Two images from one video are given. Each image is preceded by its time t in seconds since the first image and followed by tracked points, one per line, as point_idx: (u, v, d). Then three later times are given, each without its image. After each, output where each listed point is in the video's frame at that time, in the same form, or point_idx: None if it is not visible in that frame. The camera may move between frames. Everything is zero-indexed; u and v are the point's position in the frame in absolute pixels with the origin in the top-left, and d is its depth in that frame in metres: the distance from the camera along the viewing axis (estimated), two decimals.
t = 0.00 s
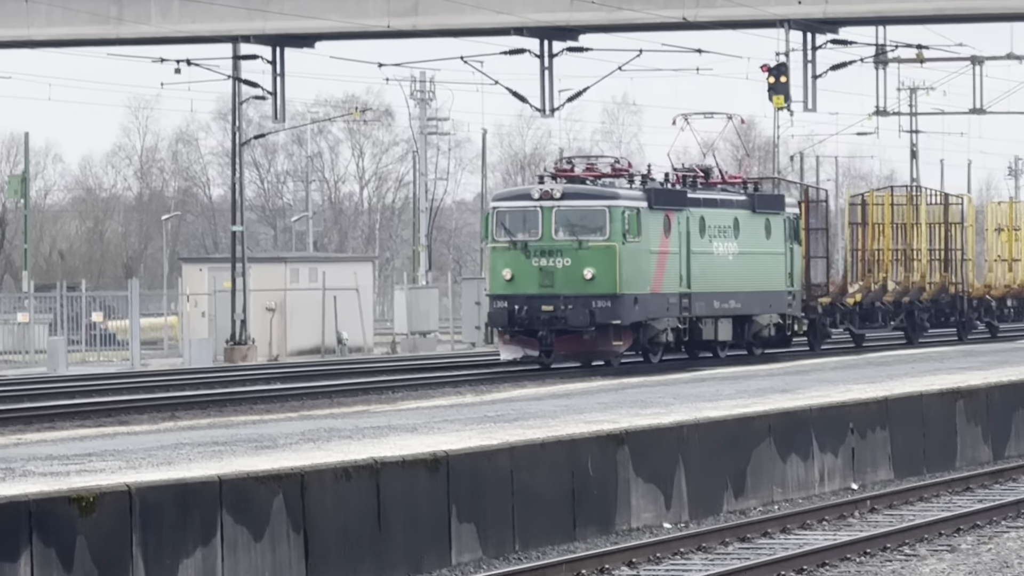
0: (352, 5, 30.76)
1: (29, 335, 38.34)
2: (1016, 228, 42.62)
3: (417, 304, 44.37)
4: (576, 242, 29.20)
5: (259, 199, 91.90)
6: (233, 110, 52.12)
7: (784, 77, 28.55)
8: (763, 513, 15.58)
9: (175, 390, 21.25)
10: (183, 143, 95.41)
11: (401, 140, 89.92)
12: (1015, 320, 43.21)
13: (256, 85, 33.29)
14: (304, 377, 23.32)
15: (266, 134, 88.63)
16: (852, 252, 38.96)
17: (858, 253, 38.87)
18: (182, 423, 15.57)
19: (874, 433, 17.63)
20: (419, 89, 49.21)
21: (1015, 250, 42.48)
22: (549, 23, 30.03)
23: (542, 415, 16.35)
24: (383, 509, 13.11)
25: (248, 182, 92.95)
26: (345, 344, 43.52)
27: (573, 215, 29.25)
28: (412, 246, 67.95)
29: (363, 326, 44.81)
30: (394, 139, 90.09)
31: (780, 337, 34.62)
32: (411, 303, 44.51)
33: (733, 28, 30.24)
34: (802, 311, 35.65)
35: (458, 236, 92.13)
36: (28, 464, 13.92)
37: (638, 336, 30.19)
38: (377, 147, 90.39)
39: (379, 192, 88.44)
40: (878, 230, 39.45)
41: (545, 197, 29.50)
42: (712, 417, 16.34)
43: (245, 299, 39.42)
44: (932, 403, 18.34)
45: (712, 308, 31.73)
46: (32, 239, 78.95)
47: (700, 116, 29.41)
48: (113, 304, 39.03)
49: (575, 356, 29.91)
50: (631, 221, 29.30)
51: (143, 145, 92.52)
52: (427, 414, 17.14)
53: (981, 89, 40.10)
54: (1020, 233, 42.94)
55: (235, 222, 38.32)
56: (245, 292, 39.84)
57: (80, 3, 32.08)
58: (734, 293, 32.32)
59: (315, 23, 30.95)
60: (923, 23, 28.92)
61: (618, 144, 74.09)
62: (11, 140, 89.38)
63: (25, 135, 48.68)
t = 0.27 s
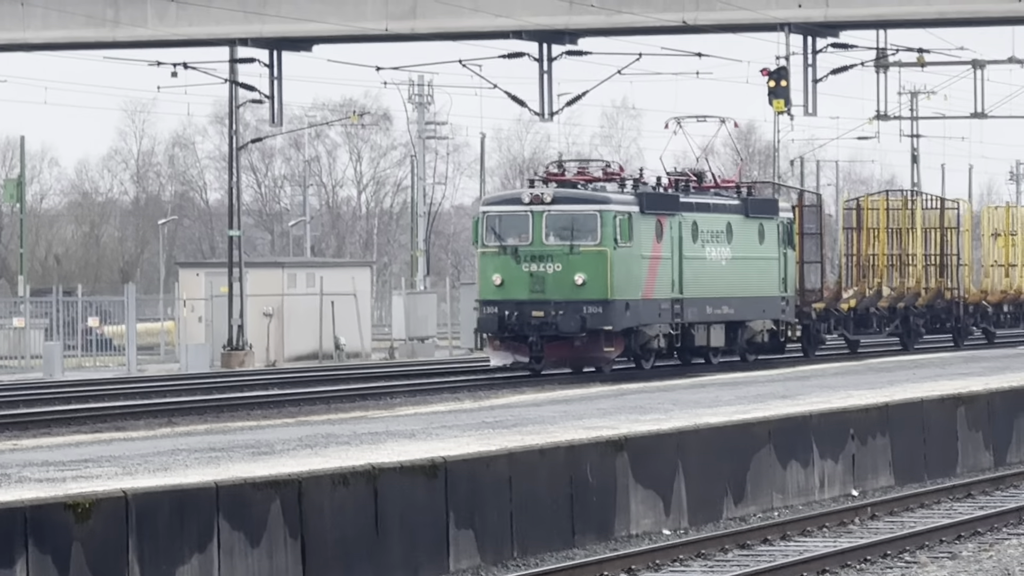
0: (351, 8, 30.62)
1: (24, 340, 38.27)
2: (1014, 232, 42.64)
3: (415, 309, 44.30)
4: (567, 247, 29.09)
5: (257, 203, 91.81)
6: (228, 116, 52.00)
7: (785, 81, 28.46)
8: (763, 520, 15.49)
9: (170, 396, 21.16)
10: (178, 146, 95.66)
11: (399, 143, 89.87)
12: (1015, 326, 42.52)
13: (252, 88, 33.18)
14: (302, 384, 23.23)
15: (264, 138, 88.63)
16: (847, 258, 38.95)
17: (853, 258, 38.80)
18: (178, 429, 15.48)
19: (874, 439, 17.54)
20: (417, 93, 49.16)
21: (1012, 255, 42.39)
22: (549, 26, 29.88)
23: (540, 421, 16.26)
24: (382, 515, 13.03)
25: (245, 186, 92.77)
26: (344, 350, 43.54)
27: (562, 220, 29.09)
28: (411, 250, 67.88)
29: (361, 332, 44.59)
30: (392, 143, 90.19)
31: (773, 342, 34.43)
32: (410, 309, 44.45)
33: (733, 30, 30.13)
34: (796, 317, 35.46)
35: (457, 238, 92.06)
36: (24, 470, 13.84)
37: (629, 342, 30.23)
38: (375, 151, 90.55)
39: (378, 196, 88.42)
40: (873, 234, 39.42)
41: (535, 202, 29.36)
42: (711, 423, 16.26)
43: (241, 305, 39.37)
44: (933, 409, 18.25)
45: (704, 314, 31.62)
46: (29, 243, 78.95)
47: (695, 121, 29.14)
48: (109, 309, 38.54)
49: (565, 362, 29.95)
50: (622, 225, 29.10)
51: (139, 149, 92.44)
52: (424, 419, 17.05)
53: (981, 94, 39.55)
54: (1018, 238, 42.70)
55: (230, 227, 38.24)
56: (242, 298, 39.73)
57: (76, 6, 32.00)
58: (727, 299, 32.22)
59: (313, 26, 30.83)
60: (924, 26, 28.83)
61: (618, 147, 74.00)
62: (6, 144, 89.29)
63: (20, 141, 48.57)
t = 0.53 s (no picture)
0: (352, 10, 30.52)
1: (22, 346, 38.14)
2: (1015, 237, 42.43)
3: (417, 315, 44.22)
4: (561, 252, 28.90)
5: (257, 208, 91.75)
6: (229, 121, 51.91)
7: (790, 84, 28.39)
8: (768, 527, 15.38)
9: (169, 401, 21.04)
10: (179, 151, 96.32)
11: (401, 148, 89.83)
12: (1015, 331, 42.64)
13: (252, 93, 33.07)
14: (302, 389, 23.10)
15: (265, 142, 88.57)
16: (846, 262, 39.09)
17: (852, 264, 38.96)
18: (178, 434, 15.37)
19: (879, 445, 17.43)
20: (419, 96, 49.06)
21: (1014, 261, 42.20)
22: (552, 30, 29.83)
23: (543, 427, 16.15)
24: (382, 522, 12.93)
25: (245, 191, 92.63)
26: (344, 356, 43.31)
27: (557, 225, 28.90)
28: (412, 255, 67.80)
29: (363, 337, 44.59)
30: (393, 148, 90.06)
31: (772, 348, 34.50)
32: (411, 314, 44.33)
33: (737, 34, 30.03)
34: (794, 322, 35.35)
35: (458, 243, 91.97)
36: (22, 476, 13.72)
37: (625, 348, 29.93)
38: (376, 156, 90.44)
39: (379, 201, 88.38)
40: (872, 240, 39.40)
41: (529, 206, 29.13)
42: (714, 429, 16.17)
43: (241, 310, 39.29)
44: (938, 415, 18.15)
45: (701, 320, 31.48)
46: (27, 248, 78.64)
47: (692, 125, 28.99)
48: (108, 314, 38.68)
49: (558, 369, 29.62)
50: (617, 230, 28.95)
51: (139, 153, 92.36)
52: (425, 424, 16.93)
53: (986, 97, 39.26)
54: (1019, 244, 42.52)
55: (231, 232, 38.14)
56: (242, 303, 39.61)
57: (75, 9, 31.92)
58: (723, 305, 32.09)
59: (314, 29, 30.73)
60: (929, 30, 28.73)
61: (621, 152, 73.97)
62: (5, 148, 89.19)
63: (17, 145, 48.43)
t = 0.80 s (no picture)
0: (354, 9, 30.31)
1: (19, 350, 37.89)
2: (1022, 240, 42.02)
3: (419, 319, 44.07)
4: (558, 254, 28.69)
5: (258, 210, 91.53)
6: (230, 122, 51.63)
7: (798, 85, 28.19)
8: (776, 534, 15.17)
9: (168, 406, 20.81)
10: (179, 152, 95.97)
11: (404, 149, 89.54)
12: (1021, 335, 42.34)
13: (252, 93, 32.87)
14: (302, 394, 22.86)
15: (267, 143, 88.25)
16: (847, 266, 38.70)
17: (855, 267, 38.56)
18: (177, 440, 15.16)
19: (889, 450, 17.23)
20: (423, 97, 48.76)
21: (1021, 264, 41.92)
22: (557, 29, 29.61)
23: (547, 433, 15.94)
24: (385, 529, 12.78)
25: (244, 193, 92.31)
26: (346, 360, 43.07)
27: (554, 226, 28.71)
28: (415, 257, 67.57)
29: (364, 342, 44.47)
30: (395, 149, 89.71)
31: (773, 354, 33.94)
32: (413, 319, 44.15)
33: (743, 33, 29.81)
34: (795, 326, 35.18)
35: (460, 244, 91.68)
36: (18, 482, 13.53)
37: (623, 353, 29.53)
38: (379, 157, 90.21)
39: (382, 203, 88.08)
40: (876, 242, 38.84)
41: (524, 207, 28.94)
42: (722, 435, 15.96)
43: (241, 314, 39.08)
44: (948, 420, 17.95)
45: (700, 324, 31.20)
46: (24, 250, 78.52)
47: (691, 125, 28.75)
48: (107, 318, 38.55)
49: (555, 374, 29.25)
50: (615, 232, 28.74)
51: (137, 154, 92.10)
52: (427, 431, 16.71)
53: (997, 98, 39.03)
54: None
55: (231, 234, 37.89)
56: (242, 307, 39.35)
57: (73, 8, 31.73)
58: (723, 308, 31.77)
59: (315, 28, 30.50)
60: (938, 30, 28.50)
61: (626, 154, 73.66)
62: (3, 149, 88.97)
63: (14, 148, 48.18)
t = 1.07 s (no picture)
0: (359, 9, 30.28)
1: (22, 350, 37.70)
2: None
3: (425, 319, 44.15)
4: (554, 254, 28.51)
5: (263, 210, 91.52)
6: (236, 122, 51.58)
7: (804, 84, 28.14)
8: (782, 535, 15.13)
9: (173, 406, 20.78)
10: (184, 152, 95.84)
11: (409, 149, 89.45)
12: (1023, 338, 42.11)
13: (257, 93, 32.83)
14: (306, 394, 22.83)
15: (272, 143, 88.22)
16: (847, 266, 38.64)
17: (855, 268, 38.49)
18: (181, 440, 15.11)
19: (896, 451, 17.19)
20: (429, 96, 48.68)
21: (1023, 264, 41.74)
22: (563, 28, 29.57)
23: (553, 433, 15.88)
24: (390, 530, 12.75)
25: (251, 192, 92.33)
26: (351, 360, 43.05)
27: (550, 225, 28.54)
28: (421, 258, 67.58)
29: (369, 342, 44.12)
30: (400, 149, 89.65)
31: (772, 355, 33.85)
32: (419, 319, 44.14)
33: (749, 33, 29.75)
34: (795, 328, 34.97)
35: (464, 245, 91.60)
36: (23, 482, 13.51)
37: (620, 355, 29.62)
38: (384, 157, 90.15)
39: (387, 203, 87.98)
40: (876, 242, 38.74)
41: (520, 207, 28.80)
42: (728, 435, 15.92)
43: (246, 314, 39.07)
44: (955, 421, 17.90)
45: (698, 324, 31.06)
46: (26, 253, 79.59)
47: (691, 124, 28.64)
48: (111, 318, 38.63)
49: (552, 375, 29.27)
50: (612, 232, 28.56)
51: (141, 155, 92.08)
52: (433, 431, 16.66)
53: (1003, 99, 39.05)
54: None
55: (236, 234, 37.82)
56: (247, 307, 39.33)
57: (78, 7, 31.69)
58: (722, 309, 31.63)
59: (320, 28, 30.47)
60: (945, 30, 28.45)
61: (632, 154, 73.57)
62: (6, 149, 88.98)
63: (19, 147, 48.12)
